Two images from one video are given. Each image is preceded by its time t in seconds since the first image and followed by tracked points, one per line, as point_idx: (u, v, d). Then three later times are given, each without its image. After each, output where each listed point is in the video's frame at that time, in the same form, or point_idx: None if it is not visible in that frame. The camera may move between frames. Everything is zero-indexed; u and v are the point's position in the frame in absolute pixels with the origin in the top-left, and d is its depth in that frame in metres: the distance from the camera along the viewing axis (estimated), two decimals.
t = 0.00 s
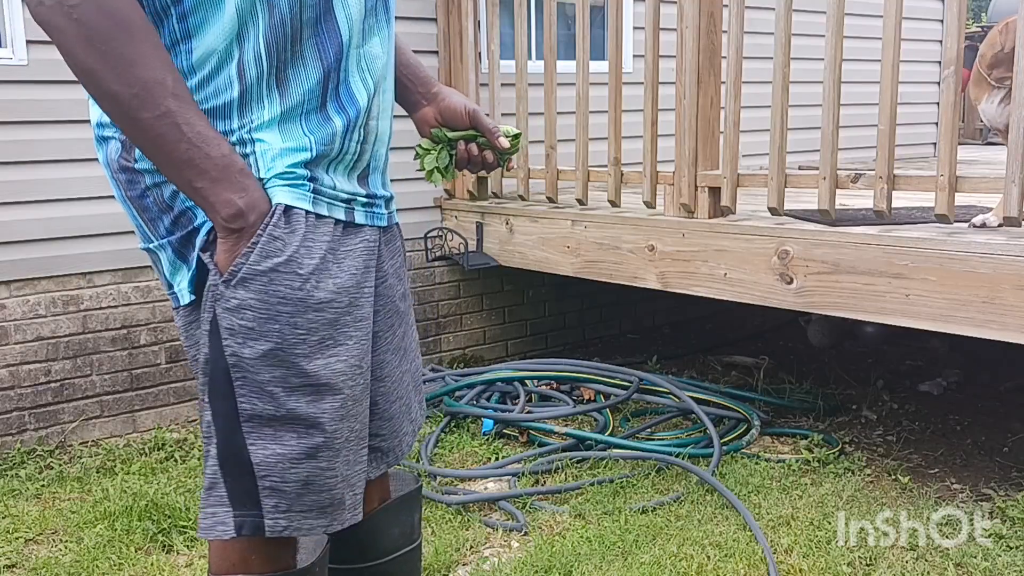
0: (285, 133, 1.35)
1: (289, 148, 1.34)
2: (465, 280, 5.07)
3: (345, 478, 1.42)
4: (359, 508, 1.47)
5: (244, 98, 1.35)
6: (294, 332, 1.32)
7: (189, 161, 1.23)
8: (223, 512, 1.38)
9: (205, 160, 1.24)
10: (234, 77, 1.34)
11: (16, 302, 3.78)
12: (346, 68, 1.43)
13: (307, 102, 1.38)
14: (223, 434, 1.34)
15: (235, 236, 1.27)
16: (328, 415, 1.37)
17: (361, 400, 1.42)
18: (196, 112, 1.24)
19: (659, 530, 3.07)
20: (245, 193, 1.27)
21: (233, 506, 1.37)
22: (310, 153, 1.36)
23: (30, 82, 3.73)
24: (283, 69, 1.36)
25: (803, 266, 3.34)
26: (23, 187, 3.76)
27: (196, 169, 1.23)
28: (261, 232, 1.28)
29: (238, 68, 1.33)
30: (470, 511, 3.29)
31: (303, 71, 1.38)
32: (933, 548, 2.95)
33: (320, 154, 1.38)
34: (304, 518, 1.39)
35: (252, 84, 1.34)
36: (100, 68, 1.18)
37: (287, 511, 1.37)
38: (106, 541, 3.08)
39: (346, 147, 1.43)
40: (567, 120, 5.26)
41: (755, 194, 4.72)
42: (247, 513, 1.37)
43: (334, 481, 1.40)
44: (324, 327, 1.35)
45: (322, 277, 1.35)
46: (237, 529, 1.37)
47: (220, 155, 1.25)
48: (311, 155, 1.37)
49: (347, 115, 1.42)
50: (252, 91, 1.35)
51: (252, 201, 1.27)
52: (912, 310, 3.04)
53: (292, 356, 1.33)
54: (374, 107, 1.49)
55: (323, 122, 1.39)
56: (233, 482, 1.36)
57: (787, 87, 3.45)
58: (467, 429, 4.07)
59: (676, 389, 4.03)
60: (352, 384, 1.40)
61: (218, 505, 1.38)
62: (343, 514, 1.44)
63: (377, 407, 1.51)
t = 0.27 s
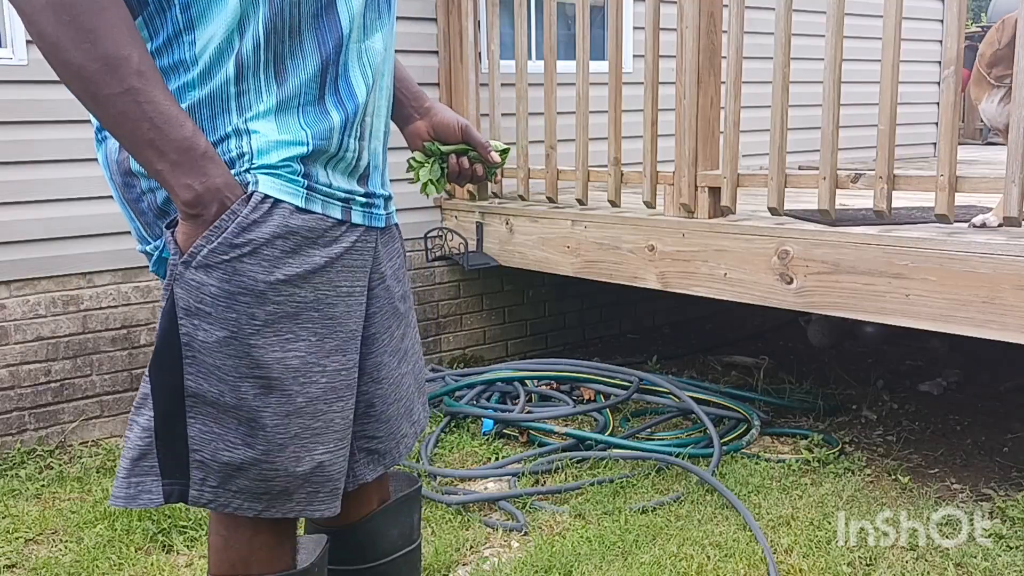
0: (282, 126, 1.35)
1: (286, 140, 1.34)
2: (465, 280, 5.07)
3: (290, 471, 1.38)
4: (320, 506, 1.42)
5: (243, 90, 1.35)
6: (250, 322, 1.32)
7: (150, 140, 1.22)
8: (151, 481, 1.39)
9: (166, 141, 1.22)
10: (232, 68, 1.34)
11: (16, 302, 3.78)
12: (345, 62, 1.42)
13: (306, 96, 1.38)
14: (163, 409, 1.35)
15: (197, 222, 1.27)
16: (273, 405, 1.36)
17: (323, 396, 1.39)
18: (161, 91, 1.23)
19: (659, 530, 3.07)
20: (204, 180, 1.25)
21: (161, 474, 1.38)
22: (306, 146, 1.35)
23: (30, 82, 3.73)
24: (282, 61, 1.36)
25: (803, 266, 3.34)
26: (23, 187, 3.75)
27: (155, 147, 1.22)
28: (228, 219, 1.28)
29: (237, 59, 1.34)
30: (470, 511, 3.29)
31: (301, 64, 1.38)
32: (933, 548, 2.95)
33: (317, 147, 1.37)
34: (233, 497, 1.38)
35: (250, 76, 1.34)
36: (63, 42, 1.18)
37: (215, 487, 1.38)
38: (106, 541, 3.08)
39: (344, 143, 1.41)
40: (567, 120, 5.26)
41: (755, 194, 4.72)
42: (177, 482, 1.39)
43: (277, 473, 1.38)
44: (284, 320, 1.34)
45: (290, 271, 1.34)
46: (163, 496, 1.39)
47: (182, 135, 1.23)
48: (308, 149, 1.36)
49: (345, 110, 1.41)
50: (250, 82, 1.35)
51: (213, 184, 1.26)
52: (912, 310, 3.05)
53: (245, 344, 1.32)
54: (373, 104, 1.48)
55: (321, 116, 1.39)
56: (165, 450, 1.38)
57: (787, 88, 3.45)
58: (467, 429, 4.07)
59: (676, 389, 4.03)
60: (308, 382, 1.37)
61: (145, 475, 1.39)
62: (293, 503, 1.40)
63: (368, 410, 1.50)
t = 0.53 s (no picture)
0: (281, 123, 1.35)
1: (284, 138, 1.34)
2: (465, 280, 5.07)
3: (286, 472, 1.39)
4: (280, 503, 1.41)
5: (242, 87, 1.34)
6: (248, 319, 1.32)
7: (111, 126, 1.22)
8: (161, 497, 1.36)
9: (127, 127, 1.21)
10: (230, 64, 1.33)
11: (16, 303, 3.78)
12: (344, 61, 1.42)
13: (305, 94, 1.38)
14: (172, 416, 1.34)
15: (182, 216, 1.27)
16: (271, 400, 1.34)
17: (321, 401, 1.41)
18: (124, 75, 1.22)
19: (659, 530, 3.07)
20: (166, 163, 1.23)
21: (169, 490, 1.35)
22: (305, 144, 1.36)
23: (30, 82, 3.73)
24: (281, 60, 1.36)
25: (803, 266, 3.34)
26: (23, 187, 3.76)
27: (117, 133, 1.22)
28: (211, 208, 1.27)
29: (235, 55, 1.33)
30: (470, 511, 3.29)
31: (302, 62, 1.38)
32: (933, 548, 2.95)
33: (316, 146, 1.37)
34: (241, 507, 1.36)
35: (249, 72, 1.34)
36: (23, 25, 1.19)
37: (225, 502, 1.34)
38: (106, 541, 3.08)
39: (343, 141, 1.41)
40: (567, 120, 5.27)
41: (755, 194, 4.72)
42: (185, 502, 1.34)
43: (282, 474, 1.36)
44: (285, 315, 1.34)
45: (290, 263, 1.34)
46: (171, 513, 1.35)
47: (141, 119, 1.21)
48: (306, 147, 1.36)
49: (344, 107, 1.41)
50: (249, 79, 1.34)
51: (177, 169, 1.24)
52: (912, 310, 3.04)
53: (247, 339, 1.32)
54: (372, 102, 1.48)
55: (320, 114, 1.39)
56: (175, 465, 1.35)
57: (787, 87, 3.45)
58: (467, 429, 4.07)
59: (676, 389, 4.03)
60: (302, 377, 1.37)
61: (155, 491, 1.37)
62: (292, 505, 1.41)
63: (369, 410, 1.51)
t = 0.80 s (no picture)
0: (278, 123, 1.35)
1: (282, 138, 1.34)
2: (465, 280, 5.07)
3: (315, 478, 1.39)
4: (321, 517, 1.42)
5: (238, 87, 1.33)
6: (246, 338, 1.32)
7: (126, 142, 1.24)
8: (185, 514, 1.40)
9: (143, 142, 1.25)
10: (226, 64, 1.32)
11: (16, 302, 3.78)
12: (337, 63, 1.42)
13: (302, 94, 1.37)
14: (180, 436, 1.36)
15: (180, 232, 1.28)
16: (281, 416, 1.35)
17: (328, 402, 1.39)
18: (137, 96, 1.25)
19: (659, 530, 3.07)
20: (181, 183, 1.27)
21: (194, 507, 1.38)
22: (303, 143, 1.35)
23: (30, 82, 3.73)
24: (276, 60, 1.35)
25: (803, 266, 3.34)
26: (23, 187, 3.75)
27: (132, 151, 1.24)
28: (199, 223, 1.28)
29: (232, 55, 1.33)
30: (470, 511, 3.29)
31: (298, 61, 1.37)
32: (933, 548, 2.95)
33: (314, 146, 1.37)
34: (268, 522, 1.38)
35: (246, 72, 1.33)
36: (42, 41, 1.20)
37: (249, 515, 1.37)
38: (106, 541, 3.08)
39: (340, 141, 1.41)
40: (567, 120, 5.26)
41: (755, 194, 4.72)
42: (210, 515, 1.38)
43: (296, 483, 1.37)
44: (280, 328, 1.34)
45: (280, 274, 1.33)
46: (198, 529, 1.38)
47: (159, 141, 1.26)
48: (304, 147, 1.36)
49: (342, 107, 1.41)
50: (245, 78, 1.34)
51: (189, 191, 1.28)
52: (912, 310, 3.04)
53: (246, 357, 1.32)
54: (369, 101, 1.48)
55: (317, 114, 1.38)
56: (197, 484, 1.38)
57: (787, 87, 3.45)
58: (467, 429, 4.07)
59: (676, 389, 4.03)
60: (310, 389, 1.37)
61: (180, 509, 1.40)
62: (317, 518, 1.41)
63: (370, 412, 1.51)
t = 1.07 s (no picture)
0: (279, 125, 1.36)
1: (284, 141, 1.35)
2: (465, 280, 5.07)
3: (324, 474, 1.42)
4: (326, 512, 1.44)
5: (239, 90, 1.35)
6: (288, 346, 1.33)
7: (186, 156, 1.22)
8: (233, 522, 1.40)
9: (204, 157, 1.24)
10: (227, 66, 1.34)
11: (16, 302, 3.78)
12: (339, 60, 1.42)
13: (303, 94, 1.38)
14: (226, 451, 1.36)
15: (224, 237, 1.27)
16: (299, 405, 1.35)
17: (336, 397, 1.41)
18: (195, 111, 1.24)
19: (659, 530, 3.07)
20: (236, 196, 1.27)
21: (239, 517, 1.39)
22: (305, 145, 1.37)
23: (30, 81, 3.73)
24: (279, 60, 1.36)
25: (803, 266, 3.34)
26: (22, 187, 3.75)
27: (190, 165, 1.22)
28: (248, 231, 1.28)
29: (232, 58, 1.34)
30: (470, 511, 3.29)
31: (298, 62, 1.38)
32: (933, 548, 2.95)
33: (316, 146, 1.38)
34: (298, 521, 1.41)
35: (246, 74, 1.35)
36: (107, 54, 1.17)
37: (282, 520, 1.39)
38: (106, 541, 3.08)
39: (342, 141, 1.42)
40: (567, 120, 5.27)
41: (755, 194, 4.72)
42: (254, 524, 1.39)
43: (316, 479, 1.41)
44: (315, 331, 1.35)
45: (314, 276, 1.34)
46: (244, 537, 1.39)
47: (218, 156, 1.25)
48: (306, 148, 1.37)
49: (343, 107, 1.42)
50: (246, 80, 1.35)
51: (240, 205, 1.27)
52: (912, 310, 3.04)
53: (286, 366, 1.33)
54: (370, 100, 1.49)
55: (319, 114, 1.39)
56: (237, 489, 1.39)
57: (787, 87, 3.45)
58: (467, 429, 4.07)
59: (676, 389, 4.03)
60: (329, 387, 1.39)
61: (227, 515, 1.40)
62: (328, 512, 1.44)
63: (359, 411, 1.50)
